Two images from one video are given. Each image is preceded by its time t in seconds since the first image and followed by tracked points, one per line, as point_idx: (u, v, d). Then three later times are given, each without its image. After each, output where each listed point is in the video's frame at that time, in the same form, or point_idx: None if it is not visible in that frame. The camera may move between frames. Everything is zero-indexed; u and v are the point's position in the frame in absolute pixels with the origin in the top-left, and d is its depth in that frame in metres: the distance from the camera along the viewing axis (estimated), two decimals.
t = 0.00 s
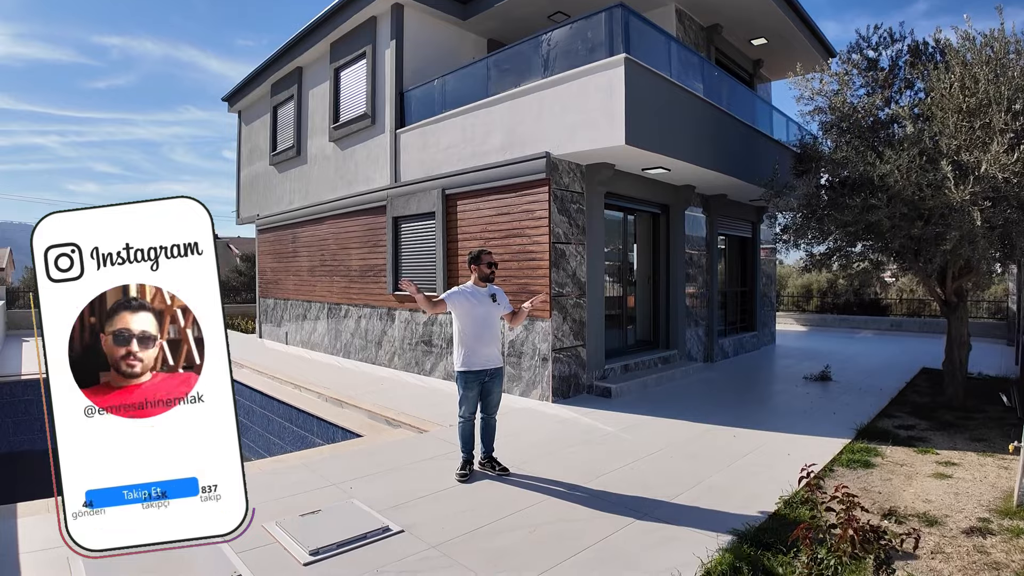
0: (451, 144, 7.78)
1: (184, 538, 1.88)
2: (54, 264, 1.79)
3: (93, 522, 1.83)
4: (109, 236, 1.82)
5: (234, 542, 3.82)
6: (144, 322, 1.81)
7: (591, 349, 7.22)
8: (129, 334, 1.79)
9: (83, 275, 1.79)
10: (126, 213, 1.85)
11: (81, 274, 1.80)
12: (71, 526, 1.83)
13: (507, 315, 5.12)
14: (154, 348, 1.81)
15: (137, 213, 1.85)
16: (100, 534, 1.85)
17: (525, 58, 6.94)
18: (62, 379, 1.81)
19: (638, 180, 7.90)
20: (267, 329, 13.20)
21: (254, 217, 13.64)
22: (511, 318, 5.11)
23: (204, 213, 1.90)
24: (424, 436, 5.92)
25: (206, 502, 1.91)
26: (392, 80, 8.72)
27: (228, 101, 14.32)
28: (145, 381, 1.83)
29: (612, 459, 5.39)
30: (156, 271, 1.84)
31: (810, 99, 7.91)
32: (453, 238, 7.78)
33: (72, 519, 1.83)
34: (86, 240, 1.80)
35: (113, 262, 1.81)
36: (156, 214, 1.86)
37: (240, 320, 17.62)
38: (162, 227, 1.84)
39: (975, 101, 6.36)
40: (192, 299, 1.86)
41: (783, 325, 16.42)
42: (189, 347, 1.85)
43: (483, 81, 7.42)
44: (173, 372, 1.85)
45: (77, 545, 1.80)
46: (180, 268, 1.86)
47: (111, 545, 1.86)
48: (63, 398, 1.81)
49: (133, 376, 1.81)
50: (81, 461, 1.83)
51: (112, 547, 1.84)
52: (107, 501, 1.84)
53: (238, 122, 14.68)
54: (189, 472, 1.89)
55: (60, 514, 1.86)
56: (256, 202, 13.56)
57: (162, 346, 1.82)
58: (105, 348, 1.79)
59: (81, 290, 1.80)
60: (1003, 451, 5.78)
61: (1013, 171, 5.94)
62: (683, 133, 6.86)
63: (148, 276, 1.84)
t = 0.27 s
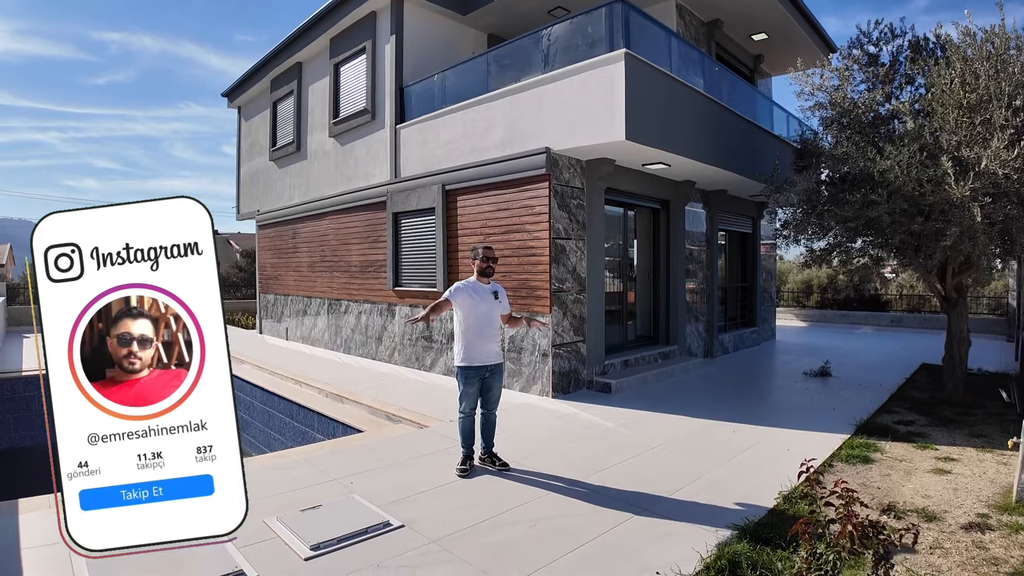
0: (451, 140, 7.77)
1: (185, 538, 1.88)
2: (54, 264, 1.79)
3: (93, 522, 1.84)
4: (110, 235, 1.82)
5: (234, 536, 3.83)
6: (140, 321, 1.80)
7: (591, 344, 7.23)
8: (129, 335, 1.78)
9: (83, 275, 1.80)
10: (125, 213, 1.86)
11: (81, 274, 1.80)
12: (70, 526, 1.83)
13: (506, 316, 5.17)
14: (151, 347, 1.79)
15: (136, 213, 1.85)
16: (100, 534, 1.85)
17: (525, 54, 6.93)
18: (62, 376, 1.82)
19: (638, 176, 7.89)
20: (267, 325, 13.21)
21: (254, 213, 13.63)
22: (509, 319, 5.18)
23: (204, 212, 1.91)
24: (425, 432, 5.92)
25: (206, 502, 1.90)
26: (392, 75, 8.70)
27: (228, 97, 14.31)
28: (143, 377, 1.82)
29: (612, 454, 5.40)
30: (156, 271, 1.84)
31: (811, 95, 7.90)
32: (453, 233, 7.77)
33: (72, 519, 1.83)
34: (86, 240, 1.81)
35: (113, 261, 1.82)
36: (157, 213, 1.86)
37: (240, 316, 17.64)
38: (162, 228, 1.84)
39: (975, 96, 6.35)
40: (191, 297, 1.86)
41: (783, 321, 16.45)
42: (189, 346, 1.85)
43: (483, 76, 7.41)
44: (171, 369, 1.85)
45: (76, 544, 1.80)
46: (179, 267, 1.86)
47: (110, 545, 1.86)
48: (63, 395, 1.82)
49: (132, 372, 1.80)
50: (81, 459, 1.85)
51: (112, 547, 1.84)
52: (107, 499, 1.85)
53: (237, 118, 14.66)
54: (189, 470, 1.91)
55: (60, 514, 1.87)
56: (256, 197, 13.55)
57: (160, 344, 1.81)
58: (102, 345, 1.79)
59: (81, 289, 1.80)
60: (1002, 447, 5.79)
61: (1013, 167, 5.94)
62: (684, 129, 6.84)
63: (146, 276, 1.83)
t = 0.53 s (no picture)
0: (451, 136, 7.77)
1: (184, 538, 1.97)
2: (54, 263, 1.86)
3: (94, 523, 1.92)
4: (111, 235, 1.90)
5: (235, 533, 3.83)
6: (142, 324, 1.89)
7: (591, 340, 7.24)
8: (129, 334, 1.87)
9: (83, 275, 1.87)
10: (125, 212, 1.93)
11: (81, 274, 1.88)
12: (71, 526, 1.91)
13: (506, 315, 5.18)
14: (152, 350, 1.88)
15: (136, 213, 1.92)
16: (99, 534, 1.93)
17: (525, 49, 6.91)
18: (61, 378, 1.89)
19: (638, 173, 7.89)
20: (267, 321, 13.20)
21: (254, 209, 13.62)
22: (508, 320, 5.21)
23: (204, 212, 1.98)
24: (425, 428, 5.94)
25: (205, 502, 2.00)
26: (392, 72, 8.69)
27: (228, 93, 14.28)
28: (145, 380, 1.91)
29: (612, 450, 5.41)
30: (156, 271, 1.92)
31: (811, 91, 7.89)
32: (453, 230, 7.77)
33: (72, 519, 1.92)
34: (87, 240, 1.88)
35: (114, 261, 1.89)
36: (159, 213, 1.94)
37: (240, 312, 17.64)
38: (163, 227, 1.92)
39: (975, 94, 6.34)
40: (190, 298, 1.95)
41: (782, 317, 16.45)
42: (189, 347, 1.93)
43: (483, 72, 7.39)
44: (171, 371, 1.94)
45: (77, 544, 1.88)
46: (179, 267, 1.94)
47: (109, 545, 1.94)
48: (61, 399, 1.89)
49: (133, 375, 1.88)
50: (82, 460, 1.93)
51: (111, 547, 1.92)
52: (108, 500, 1.94)
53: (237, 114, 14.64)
54: (188, 471, 2.00)
55: (59, 515, 1.94)
56: (255, 194, 13.54)
57: (161, 346, 1.90)
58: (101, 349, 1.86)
59: (81, 288, 1.88)
60: (1001, 443, 5.80)
61: (1014, 164, 5.93)
62: (684, 125, 6.84)
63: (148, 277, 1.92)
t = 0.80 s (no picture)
0: (451, 133, 7.77)
1: (185, 538, 2.10)
2: (54, 263, 1.99)
3: (94, 523, 2.05)
4: (111, 235, 2.03)
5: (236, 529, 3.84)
6: (141, 324, 2.01)
7: (591, 338, 7.25)
8: (130, 336, 2.00)
9: (82, 274, 2.00)
10: (125, 213, 2.06)
11: (81, 273, 2.01)
12: (71, 527, 2.03)
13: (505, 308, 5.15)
14: (151, 349, 2.00)
15: (137, 213, 2.06)
16: (99, 534, 2.06)
17: (526, 46, 6.91)
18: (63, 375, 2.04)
19: (638, 170, 7.89)
20: (267, 319, 13.20)
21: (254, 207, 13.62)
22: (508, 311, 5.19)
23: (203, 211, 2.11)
24: (425, 424, 5.96)
25: (203, 502, 2.13)
26: (392, 69, 8.69)
27: (228, 90, 14.27)
28: (144, 378, 2.04)
29: (612, 446, 5.43)
30: (155, 270, 2.06)
31: (812, 88, 7.87)
32: (453, 227, 7.78)
33: (72, 519, 2.04)
34: (87, 241, 2.01)
35: (114, 261, 2.03)
36: (158, 214, 2.08)
37: (240, 310, 17.64)
38: (162, 228, 2.06)
39: (976, 91, 6.33)
40: (189, 297, 2.08)
41: (783, 315, 16.45)
42: (185, 347, 2.06)
43: (483, 69, 7.39)
44: (167, 369, 2.07)
45: (78, 544, 2.00)
46: (179, 267, 2.08)
47: (109, 545, 2.06)
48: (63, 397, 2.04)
49: (133, 372, 2.02)
50: (81, 461, 2.07)
51: (111, 548, 2.04)
52: (107, 501, 2.07)
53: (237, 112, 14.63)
54: (188, 471, 2.14)
55: (60, 515, 2.07)
56: (256, 191, 13.54)
57: (158, 346, 2.03)
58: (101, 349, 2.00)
59: (81, 287, 2.01)
60: (1001, 440, 5.81)
61: (1015, 162, 5.92)
62: (684, 123, 6.84)
63: (149, 277, 2.05)
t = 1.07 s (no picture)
0: (451, 131, 7.77)
1: (185, 538, 2.12)
2: (54, 263, 2.03)
3: (95, 523, 2.07)
4: (111, 235, 2.07)
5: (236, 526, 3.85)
6: (141, 323, 2.06)
7: (591, 335, 7.25)
8: (130, 336, 2.04)
9: (83, 274, 2.04)
10: (125, 214, 2.10)
11: (80, 274, 2.04)
12: (71, 527, 2.05)
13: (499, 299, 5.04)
14: (151, 348, 2.06)
15: (137, 214, 2.10)
16: (99, 534, 2.08)
17: (526, 44, 6.91)
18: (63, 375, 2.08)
19: (639, 168, 7.89)
20: (268, 316, 13.20)
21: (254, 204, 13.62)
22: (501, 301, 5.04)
23: (202, 211, 2.16)
24: (425, 422, 5.97)
25: (203, 502, 2.16)
26: (392, 66, 8.69)
27: (228, 88, 14.26)
28: (144, 378, 2.08)
29: (612, 444, 5.44)
30: (155, 270, 2.10)
31: (812, 86, 7.87)
32: (453, 224, 7.78)
33: (72, 519, 2.06)
34: (87, 241, 2.05)
35: (114, 261, 2.06)
36: (159, 215, 2.12)
37: (241, 307, 17.66)
38: (163, 228, 2.11)
39: (977, 89, 6.32)
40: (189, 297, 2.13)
41: (783, 312, 16.47)
42: (185, 347, 2.12)
43: (484, 67, 7.38)
44: (168, 370, 2.12)
45: (78, 544, 2.02)
46: (179, 266, 2.13)
47: (109, 545, 2.08)
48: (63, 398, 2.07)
49: (133, 373, 2.06)
50: (81, 460, 2.10)
51: (111, 547, 2.06)
52: (107, 501, 2.09)
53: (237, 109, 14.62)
54: (189, 471, 2.17)
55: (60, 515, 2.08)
56: (256, 189, 13.54)
57: (159, 346, 2.08)
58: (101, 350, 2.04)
59: (81, 287, 2.05)
60: (1001, 439, 5.81)
61: (1015, 159, 5.92)
62: (685, 120, 6.84)
63: (149, 278, 2.10)
